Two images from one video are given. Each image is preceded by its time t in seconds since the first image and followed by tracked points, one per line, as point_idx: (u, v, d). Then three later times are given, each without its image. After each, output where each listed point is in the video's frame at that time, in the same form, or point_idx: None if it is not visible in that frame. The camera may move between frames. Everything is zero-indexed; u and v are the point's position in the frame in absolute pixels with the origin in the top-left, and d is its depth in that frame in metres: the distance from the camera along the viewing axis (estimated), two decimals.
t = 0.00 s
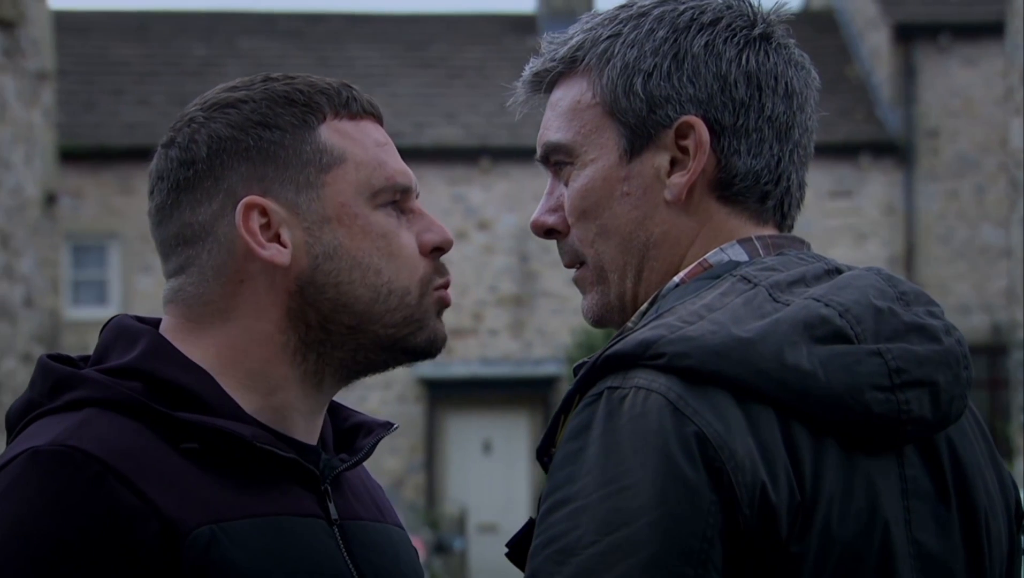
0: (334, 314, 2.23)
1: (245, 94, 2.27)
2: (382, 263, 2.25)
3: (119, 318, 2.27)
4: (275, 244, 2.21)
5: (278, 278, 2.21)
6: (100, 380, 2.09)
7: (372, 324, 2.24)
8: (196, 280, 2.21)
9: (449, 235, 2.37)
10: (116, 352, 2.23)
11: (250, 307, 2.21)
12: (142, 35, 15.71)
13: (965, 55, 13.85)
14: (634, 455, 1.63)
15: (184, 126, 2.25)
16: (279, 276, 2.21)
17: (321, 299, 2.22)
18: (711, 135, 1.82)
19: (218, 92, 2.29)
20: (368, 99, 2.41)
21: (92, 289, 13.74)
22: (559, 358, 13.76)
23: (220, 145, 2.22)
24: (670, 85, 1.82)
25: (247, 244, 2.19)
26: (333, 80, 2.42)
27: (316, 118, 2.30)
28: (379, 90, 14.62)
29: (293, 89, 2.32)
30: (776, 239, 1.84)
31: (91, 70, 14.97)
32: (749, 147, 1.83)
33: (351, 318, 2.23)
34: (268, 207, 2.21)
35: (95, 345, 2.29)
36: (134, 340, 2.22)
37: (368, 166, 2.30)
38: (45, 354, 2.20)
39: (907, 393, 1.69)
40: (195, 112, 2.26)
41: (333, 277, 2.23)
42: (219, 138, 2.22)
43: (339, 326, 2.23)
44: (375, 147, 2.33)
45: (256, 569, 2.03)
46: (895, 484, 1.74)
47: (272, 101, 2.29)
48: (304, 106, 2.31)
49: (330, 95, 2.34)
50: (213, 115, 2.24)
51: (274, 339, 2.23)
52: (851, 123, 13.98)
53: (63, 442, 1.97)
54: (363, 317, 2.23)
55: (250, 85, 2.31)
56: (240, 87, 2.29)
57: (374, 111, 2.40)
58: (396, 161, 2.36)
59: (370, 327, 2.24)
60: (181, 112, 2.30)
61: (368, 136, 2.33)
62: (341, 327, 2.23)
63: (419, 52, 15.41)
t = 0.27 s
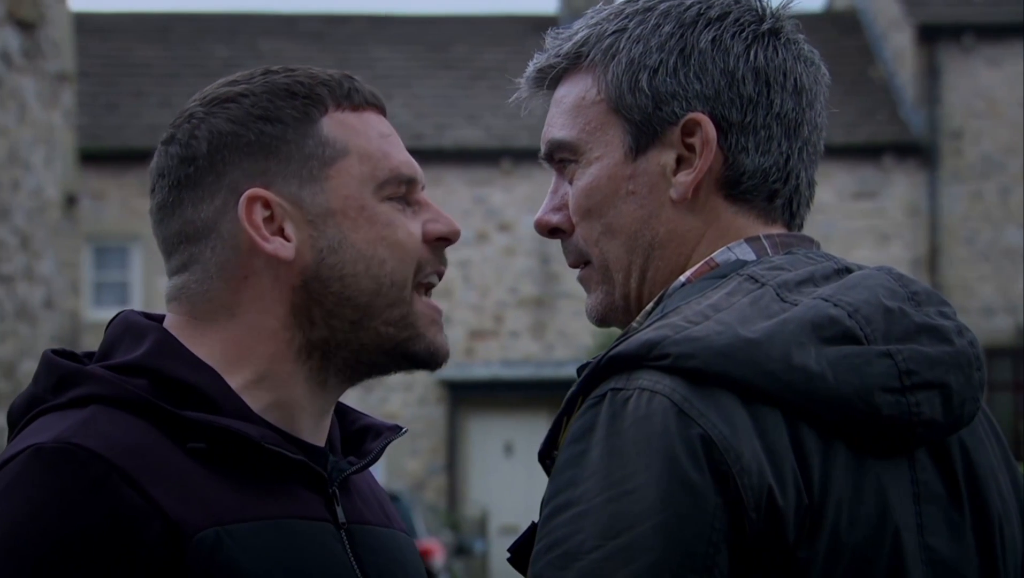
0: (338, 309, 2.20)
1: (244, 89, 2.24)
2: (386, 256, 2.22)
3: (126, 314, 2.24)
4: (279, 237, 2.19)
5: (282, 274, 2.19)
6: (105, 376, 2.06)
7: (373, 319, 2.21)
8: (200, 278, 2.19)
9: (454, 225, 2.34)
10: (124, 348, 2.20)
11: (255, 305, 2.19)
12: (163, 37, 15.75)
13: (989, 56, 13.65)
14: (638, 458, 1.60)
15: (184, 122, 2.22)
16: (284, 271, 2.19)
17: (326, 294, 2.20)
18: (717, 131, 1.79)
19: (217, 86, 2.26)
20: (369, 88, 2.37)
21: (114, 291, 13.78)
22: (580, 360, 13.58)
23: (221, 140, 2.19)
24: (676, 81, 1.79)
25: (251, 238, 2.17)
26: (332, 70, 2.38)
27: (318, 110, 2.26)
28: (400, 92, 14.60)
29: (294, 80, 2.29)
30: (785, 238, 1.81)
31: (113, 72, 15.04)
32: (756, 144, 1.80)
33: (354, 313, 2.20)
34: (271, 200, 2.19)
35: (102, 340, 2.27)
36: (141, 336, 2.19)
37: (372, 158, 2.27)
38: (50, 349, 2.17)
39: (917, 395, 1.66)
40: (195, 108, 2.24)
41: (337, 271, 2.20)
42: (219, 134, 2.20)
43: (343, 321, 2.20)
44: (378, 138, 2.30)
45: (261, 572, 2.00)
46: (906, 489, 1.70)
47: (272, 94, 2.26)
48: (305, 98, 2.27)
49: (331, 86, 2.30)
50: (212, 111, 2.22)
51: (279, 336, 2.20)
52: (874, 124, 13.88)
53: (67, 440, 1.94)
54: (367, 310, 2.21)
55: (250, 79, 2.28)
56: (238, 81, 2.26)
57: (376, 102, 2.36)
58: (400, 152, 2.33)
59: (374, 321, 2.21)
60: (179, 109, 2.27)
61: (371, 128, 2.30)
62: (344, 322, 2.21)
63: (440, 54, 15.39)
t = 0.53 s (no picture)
0: (366, 313, 2.14)
1: (294, 80, 2.19)
2: (417, 264, 2.16)
3: (143, 300, 2.19)
4: (311, 234, 2.13)
5: (311, 270, 2.13)
6: (121, 364, 2.01)
7: (400, 328, 2.16)
8: (228, 266, 2.13)
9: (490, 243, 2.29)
10: (137, 336, 2.15)
11: (281, 298, 2.13)
12: (177, 36, 15.79)
13: (1004, 54, 13.51)
14: (638, 456, 1.57)
15: (229, 106, 2.17)
16: (314, 268, 2.13)
17: (355, 297, 2.14)
18: (721, 127, 1.77)
19: (267, 74, 2.21)
20: (420, 95, 2.32)
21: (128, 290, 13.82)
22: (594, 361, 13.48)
23: (264, 129, 2.14)
24: (680, 76, 1.77)
25: (284, 232, 2.11)
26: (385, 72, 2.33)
27: (365, 109, 2.21)
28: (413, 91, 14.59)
29: (345, 77, 2.23)
30: (790, 235, 1.78)
31: (127, 72, 15.08)
32: (762, 140, 1.78)
33: (381, 319, 2.15)
34: (307, 195, 2.13)
35: (113, 328, 2.21)
36: (156, 325, 2.13)
37: (414, 163, 2.21)
38: (63, 335, 2.11)
39: (921, 394, 1.63)
40: (241, 94, 2.18)
41: (367, 275, 2.15)
42: (263, 122, 2.14)
43: (371, 326, 2.15)
44: (422, 144, 2.24)
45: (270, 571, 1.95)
46: (912, 487, 1.67)
47: (321, 88, 2.20)
48: (353, 95, 2.22)
49: (381, 86, 2.25)
50: (258, 98, 2.17)
51: (303, 334, 2.14)
52: (889, 124, 13.82)
53: (80, 427, 1.89)
54: (396, 318, 2.15)
55: (301, 70, 2.22)
56: (290, 71, 2.21)
57: (425, 107, 2.31)
58: (444, 160, 2.27)
59: (403, 329, 2.16)
60: (226, 92, 2.22)
61: (416, 131, 2.24)
62: (370, 328, 2.15)
63: (455, 53, 15.39)
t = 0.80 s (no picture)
0: (365, 317, 2.13)
1: (299, 77, 2.19)
2: (418, 268, 2.15)
3: (141, 302, 2.18)
4: (311, 236, 2.11)
5: (311, 272, 2.12)
6: (118, 366, 2.00)
7: (399, 332, 2.15)
8: (227, 266, 2.12)
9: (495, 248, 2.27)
10: (136, 338, 2.14)
11: (279, 300, 2.11)
12: (191, 37, 15.82)
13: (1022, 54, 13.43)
14: (639, 459, 1.55)
15: (233, 102, 2.16)
16: (313, 270, 2.12)
17: (353, 300, 2.13)
18: (726, 125, 1.75)
19: (273, 70, 2.21)
20: (426, 94, 2.31)
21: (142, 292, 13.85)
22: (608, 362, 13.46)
23: (266, 127, 2.13)
24: (684, 73, 1.75)
25: (283, 233, 2.10)
26: (393, 72, 2.32)
27: (370, 109, 2.20)
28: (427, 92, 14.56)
29: (350, 76, 2.22)
30: (795, 234, 1.75)
31: (142, 74, 15.12)
32: (767, 138, 1.75)
33: (380, 324, 2.13)
34: (309, 197, 2.12)
35: (112, 329, 2.20)
36: (155, 327, 2.12)
37: (417, 164, 2.20)
38: (61, 336, 2.10)
39: (928, 395, 1.60)
40: (247, 89, 2.17)
41: (367, 278, 2.13)
42: (266, 119, 2.13)
43: (368, 331, 2.13)
44: (426, 146, 2.22)
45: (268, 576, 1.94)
46: (918, 490, 1.64)
47: (326, 86, 2.19)
48: (359, 95, 2.21)
49: (387, 87, 2.24)
50: (262, 94, 2.16)
51: (301, 337, 2.12)
52: (905, 125, 13.75)
53: (77, 431, 1.87)
54: (394, 323, 2.14)
55: (306, 68, 2.21)
56: (295, 68, 2.20)
57: (432, 109, 2.29)
58: (448, 162, 2.25)
59: (400, 334, 2.15)
60: (230, 88, 2.21)
61: (421, 133, 2.22)
62: (369, 331, 2.14)
63: (469, 54, 15.37)
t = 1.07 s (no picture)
0: (361, 325, 2.14)
1: (294, 82, 2.19)
2: (414, 276, 2.16)
3: (138, 311, 2.18)
4: (306, 244, 2.13)
5: (306, 280, 2.13)
6: (113, 376, 2.00)
7: (394, 340, 2.15)
8: (222, 274, 2.14)
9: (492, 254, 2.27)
10: (132, 346, 2.14)
11: (275, 309, 2.13)
12: (206, 46, 15.87)
13: None
14: (643, 470, 1.53)
15: (227, 108, 2.17)
16: (308, 278, 2.13)
17: (349, 308, 2.14)
18: (730, 130, 1.75)
19: (268, 76, 2.21)
20: (423, 99, 2.31)
21: (157, 300, 13.89)
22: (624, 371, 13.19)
23: (262, 133, 2.14)
24: (687, 77, 1.75)
25: (279, 241, 2.11)
26: (389, 77, 2.32)
27: (366, 115, 2.20)
28: (441, 100, 14.56)
29: (345, 81, 2.23)
30: (800, 241, 1.74)
31: (157, 82, 15.16)
32: (771, 143, 1.75)
33: (375, 332, 2.14)
34: (304, 204, 2.13)
35: (107, 339, 2.21)
36: (150, 335, 2.13)
37: (414, 170, 2.20)
38: (56, 347, 2.11)
39: (937, 405, 1.58)
40: (240, 95, 2.19)
41: (362, 285, 2.14)
42: (261, 125, 2.14)
43: (363, 339, 2.14)
44: (423, 152, 2.22)
45: None
46: (925, 501, 1.62)
47: (321, 92, 2.20)
48: (355, 101, 2.21)
49: (383, 92, 2.24)
50: (257, 100, 2.17)
51: (296, 345, 2.13)
52: (920, 132, 13.69)
53: (71, 440, 1.88)
54: (389, 332, 2.15)
55: (302, 73, 2.22)
56: (290, 74, 2.21)
57: (428, 114, 2.30)
58: (445, 168, 2.26)
59: (396, 342, 2.16)
60: (225, 95, 2.22)
61: (417, 139, 2.22)
62: (364, 340, 2.15)
63: (483, 62, 15.37)
